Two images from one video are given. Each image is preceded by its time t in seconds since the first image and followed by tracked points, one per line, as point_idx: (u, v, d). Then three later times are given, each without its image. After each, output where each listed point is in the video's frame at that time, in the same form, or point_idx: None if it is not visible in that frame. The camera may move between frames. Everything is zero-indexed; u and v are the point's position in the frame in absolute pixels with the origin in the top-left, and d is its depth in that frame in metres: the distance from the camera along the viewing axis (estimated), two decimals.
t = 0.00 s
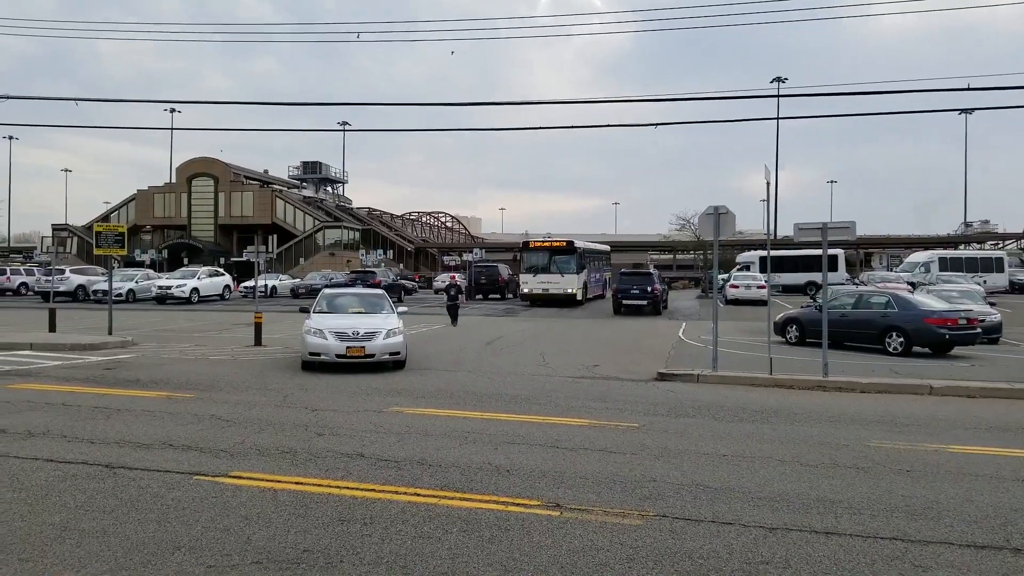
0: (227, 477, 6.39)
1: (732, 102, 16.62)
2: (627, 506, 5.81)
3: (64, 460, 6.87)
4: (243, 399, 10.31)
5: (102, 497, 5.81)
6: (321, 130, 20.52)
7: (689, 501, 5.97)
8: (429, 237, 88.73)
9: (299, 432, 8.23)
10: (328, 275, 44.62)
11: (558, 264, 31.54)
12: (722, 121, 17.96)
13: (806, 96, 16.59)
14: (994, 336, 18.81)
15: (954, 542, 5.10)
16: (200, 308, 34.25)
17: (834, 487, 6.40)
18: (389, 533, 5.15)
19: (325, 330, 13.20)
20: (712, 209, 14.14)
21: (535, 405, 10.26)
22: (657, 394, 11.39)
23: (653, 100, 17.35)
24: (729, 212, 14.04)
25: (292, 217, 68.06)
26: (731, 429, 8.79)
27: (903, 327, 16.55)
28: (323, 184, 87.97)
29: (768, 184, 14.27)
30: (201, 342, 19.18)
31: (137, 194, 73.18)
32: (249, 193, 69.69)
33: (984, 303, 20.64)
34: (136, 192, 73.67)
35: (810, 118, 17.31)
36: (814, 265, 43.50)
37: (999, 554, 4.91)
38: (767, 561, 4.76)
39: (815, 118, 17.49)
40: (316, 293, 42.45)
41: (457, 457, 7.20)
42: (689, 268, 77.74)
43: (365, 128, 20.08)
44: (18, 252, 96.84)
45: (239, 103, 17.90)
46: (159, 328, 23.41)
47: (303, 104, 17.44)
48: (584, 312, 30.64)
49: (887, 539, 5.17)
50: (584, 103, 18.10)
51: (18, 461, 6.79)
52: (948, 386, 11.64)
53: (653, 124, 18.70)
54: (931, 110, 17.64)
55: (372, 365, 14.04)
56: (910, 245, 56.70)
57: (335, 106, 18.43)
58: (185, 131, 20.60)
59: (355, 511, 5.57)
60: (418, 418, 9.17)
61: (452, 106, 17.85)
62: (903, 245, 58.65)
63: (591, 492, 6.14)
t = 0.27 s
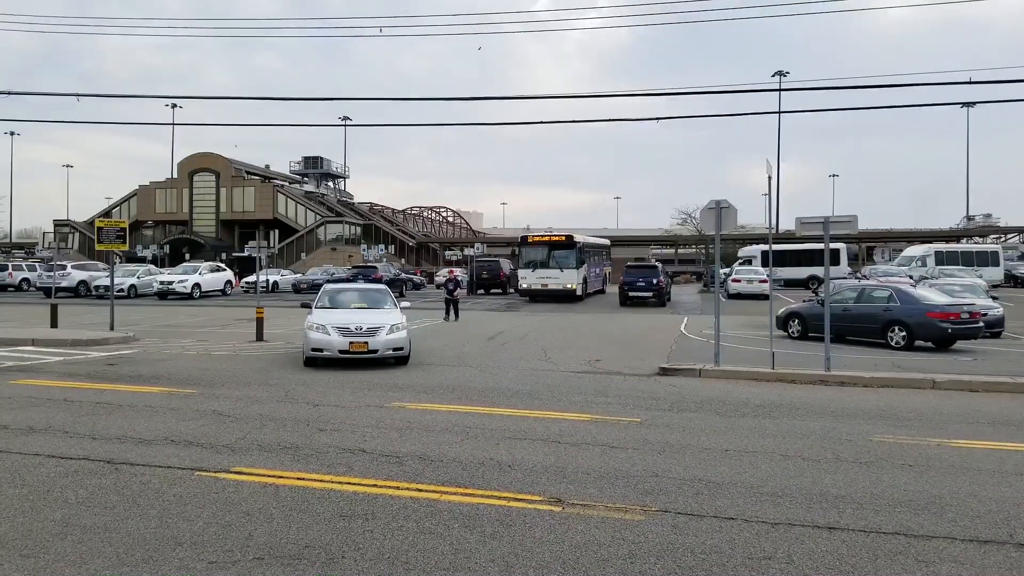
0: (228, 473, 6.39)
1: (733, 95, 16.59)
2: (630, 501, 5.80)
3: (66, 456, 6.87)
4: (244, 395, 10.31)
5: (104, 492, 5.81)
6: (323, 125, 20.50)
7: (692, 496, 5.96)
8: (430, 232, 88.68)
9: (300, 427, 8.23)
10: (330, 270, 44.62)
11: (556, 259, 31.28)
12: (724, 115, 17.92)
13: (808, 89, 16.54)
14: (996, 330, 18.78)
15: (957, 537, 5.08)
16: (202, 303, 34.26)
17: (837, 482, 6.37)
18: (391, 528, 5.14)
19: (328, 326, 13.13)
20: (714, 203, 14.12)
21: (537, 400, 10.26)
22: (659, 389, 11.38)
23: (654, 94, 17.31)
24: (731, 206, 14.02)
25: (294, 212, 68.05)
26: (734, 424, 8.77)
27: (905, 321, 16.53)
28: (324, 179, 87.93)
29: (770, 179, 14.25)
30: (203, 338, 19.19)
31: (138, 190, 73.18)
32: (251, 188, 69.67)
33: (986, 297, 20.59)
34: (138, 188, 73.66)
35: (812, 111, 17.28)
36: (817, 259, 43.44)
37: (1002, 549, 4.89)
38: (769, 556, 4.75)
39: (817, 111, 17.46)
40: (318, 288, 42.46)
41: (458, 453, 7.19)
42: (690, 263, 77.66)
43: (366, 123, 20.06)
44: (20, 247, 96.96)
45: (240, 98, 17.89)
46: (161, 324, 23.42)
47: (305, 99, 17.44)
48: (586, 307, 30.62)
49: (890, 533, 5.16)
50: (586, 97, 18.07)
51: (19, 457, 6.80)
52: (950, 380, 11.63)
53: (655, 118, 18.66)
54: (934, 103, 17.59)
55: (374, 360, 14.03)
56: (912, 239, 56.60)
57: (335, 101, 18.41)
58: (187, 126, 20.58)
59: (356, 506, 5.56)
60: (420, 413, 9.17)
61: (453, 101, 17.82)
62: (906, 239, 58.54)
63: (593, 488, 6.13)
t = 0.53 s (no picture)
0: (230, 471, 6.39)
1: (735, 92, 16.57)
2: (632, 499, 5.79)
3: (68, 455, 6.87)
4: (246, 394, 10.31)
5: (106, 492, 5.81)
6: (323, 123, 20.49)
7: (694, 493, 5.95)
8: (431, 229, 88.65)
9: (302, 426, 8.22)
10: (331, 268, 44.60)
11: (555, 257, 30.95)
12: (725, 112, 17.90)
13: (809, 86, 16.50)
14: (998, 327, 18.76)
15: (959, 534, 5.07)
16: (203, 302, 34.26)
17: (839, 480, 6.36)
18: (393, 527, 5.13)
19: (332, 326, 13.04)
20: (716, 200, 14.08)
21: (538, 398, 10.25)
22: (660, 387, 11.36)
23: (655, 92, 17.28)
24: (733, 203, 13.98)
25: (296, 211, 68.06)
26: (736, 421, 8.75)
27: (907, 318, 16.52)
28: (325, 177, 87.94)
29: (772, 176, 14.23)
30: (204, 336, 19.20)
31: (139, 189, 73.22)
32: (252, 187, 69.68)
33: (989, 294, 20.54)
34: (139, 186, 73.66)
35: (814, 109, 17.26)
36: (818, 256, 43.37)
37: (1004, 546, 4.88)
38: (773, 555, 4.74)
39: (819, 108, 17.44)
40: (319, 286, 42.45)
41: (460, 451, 7.18)
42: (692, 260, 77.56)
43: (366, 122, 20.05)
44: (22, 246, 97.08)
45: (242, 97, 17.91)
46: (162, 322, 23.44)
47: (306, 97, 17.47)
48: (587, 304, 30.60)
49: (892, 531, 5.15)
50: (586, 95, 18.05)
51: (21, 456, 6.80)
52: (952, 376, 11.60)
53: (656, 115, 18.64)
54: (936, 100, 17.56)
55: (375, 358, 14.02)
56: (914, 236, 56.52)
57: (336, 99, 18.39)
58: (188, 125, 20.59)
59: (359, 505, 5.56)
60: (422, 411, 9.16)
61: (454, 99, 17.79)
62: (908, 235, 58.36)
63: (595, 485, 6.13)
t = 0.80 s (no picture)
0: (231, 473, 6.38)
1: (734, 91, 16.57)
2: (633, 499, 5.78)
3: (69, 458, 6.87)
4: (247, 395, 10.30)
5: (107, 494, 5.81)
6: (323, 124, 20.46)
7: (697, 493, 5.94)
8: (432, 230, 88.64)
9: (302, 428, 8.21)
10: (331, 269, 44.60)
11: (553, 257, 30.65)
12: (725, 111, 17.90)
13: (808, 85, 16.49)
14: (999, 325, 18.74)
15: (961, 532, 5.07)
16: (204, 303, 34.25)
17: (841, 479, 6.36)
18: (394, 528, 5.13)
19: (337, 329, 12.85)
20: (716, 200, 14.07)
21: (539, 399, 10.24)
22: (661, 386, 11.36)
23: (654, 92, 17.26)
24: (733, 203, 13.97)
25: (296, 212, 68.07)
26: (737, 421, 8.75)
27: (907, 316, 16.52)
28: (326, 178, 87.97)
29: (773, 175, 14.22)
30: (205, 338, 19.20)
31: (140, 190, 73.27)
32: (252, 188, 69.71)
33: (989, 292, 20.54)
34: (139, 188, 73.69)
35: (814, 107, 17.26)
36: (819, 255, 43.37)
37: (1006, 544, 4.87)
38: (774, 554, 4.73)
39: (818, 107, 17.45)
40: (320, 287, 42.45)
41: (461, 451, 7.18)
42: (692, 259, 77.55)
43: (366, 123, 20.05)
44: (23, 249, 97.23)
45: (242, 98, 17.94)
46: (163, 324, 23.45)
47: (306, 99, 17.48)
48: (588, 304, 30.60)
49: (894, 530, 5.14)
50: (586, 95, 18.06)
51: (22, 459, 6.80)
52: (953, 375, 11.60)
53: (656, 115, 18.65)
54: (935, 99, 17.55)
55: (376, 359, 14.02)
56: (914, 234, 56.48)
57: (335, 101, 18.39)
58: (188, 127, 20.60)
59: (360, 506, 5.56)
60: (423, 412, 9.16)
61: (454, 100, 17.79)
62: (908, 234, 58.35)
63: (596, 486, 6.12)
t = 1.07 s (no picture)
0: (231, 475, 6.38)
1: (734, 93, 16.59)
2: (633, 500, 5.79)
3: (69, 459, 6.87)
4: (247, 397, 10.31)
5: (107, 496, 5.81)
6: (323, 126, 20.47)
7: (696, 495, 5.94)
8: (431, 232, 88.65)
9: (302, 429, 8.22)
10: (331, 270, 44.59)
11: (552, 258, 30.23)
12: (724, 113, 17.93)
13: (807, 87, 16.50)
14: (998, 326, 18.75)
15: (960, 534, 5.07)
16: (204, 305, 34.24)
17: (841, 481, 6.36)
18: (394, 529, 5.13)
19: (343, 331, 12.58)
20: (716, 201, 14.08)
21: (540, 400, 10.24)
22: (661, 387, 11.36)
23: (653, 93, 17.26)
24: (733, 204, 13.98)
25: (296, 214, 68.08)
26: (737, 422, 8.75)
27: (907, 318, 16.51)
28: (325, 180, 88.00)
29: (772, 176, 14.23)
30: (205, 340, 19.20)
31: (140, 192, 73.30)
32: (252, 190, 69.74)
33: (989, 293, 20.55)
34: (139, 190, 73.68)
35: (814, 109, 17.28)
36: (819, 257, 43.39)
37: (1006, 546, 4.87)
38: (774, 555, 4.74)
39: (818, 108, 17.46)
40: (320, 289, 42.44)
41: (461, 453, 7.18)
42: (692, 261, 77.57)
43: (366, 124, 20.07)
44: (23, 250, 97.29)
45: (242, 100, 17.99)
46: (164, 325, 23.47)
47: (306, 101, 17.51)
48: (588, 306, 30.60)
49: (894, 531, 5.14)
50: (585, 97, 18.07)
51: (22, 461, 6.80)
52: (953, 376, 11.60)
53: (656, 117, 18.66)
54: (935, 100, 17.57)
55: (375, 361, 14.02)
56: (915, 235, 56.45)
57: (335, 102, 18.40)
58: (189, 129, 20.64)
59: (360, 508, 5.56)
60: (423, 414, 9.17)
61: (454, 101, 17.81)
62: (908, 236, 58.39)
63: (596, 487, 6.12)
